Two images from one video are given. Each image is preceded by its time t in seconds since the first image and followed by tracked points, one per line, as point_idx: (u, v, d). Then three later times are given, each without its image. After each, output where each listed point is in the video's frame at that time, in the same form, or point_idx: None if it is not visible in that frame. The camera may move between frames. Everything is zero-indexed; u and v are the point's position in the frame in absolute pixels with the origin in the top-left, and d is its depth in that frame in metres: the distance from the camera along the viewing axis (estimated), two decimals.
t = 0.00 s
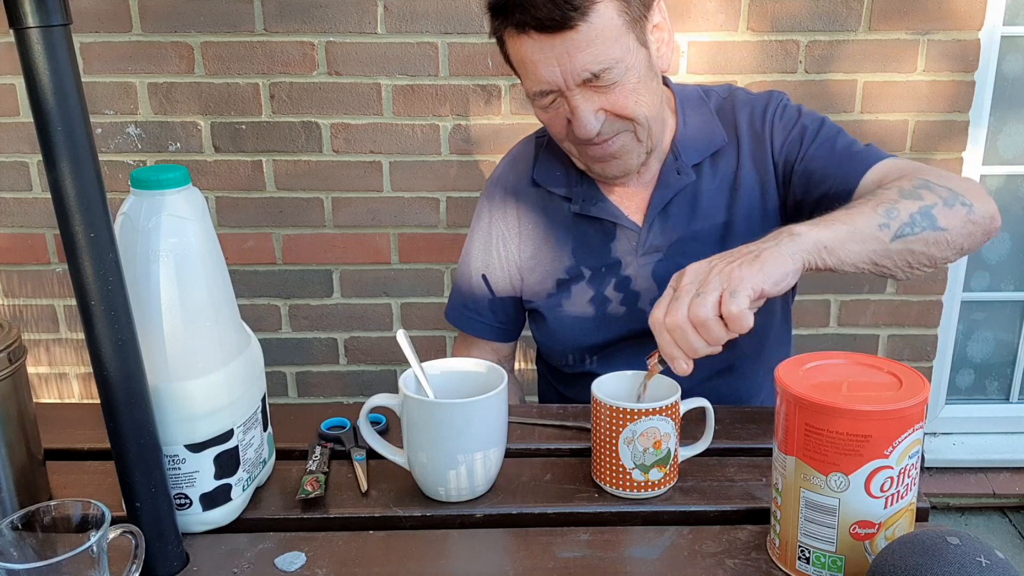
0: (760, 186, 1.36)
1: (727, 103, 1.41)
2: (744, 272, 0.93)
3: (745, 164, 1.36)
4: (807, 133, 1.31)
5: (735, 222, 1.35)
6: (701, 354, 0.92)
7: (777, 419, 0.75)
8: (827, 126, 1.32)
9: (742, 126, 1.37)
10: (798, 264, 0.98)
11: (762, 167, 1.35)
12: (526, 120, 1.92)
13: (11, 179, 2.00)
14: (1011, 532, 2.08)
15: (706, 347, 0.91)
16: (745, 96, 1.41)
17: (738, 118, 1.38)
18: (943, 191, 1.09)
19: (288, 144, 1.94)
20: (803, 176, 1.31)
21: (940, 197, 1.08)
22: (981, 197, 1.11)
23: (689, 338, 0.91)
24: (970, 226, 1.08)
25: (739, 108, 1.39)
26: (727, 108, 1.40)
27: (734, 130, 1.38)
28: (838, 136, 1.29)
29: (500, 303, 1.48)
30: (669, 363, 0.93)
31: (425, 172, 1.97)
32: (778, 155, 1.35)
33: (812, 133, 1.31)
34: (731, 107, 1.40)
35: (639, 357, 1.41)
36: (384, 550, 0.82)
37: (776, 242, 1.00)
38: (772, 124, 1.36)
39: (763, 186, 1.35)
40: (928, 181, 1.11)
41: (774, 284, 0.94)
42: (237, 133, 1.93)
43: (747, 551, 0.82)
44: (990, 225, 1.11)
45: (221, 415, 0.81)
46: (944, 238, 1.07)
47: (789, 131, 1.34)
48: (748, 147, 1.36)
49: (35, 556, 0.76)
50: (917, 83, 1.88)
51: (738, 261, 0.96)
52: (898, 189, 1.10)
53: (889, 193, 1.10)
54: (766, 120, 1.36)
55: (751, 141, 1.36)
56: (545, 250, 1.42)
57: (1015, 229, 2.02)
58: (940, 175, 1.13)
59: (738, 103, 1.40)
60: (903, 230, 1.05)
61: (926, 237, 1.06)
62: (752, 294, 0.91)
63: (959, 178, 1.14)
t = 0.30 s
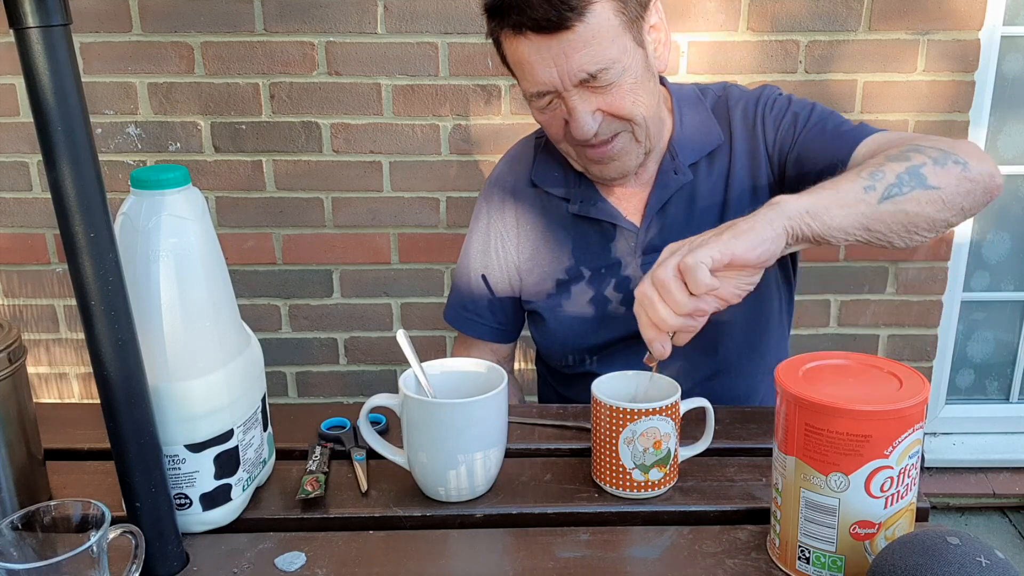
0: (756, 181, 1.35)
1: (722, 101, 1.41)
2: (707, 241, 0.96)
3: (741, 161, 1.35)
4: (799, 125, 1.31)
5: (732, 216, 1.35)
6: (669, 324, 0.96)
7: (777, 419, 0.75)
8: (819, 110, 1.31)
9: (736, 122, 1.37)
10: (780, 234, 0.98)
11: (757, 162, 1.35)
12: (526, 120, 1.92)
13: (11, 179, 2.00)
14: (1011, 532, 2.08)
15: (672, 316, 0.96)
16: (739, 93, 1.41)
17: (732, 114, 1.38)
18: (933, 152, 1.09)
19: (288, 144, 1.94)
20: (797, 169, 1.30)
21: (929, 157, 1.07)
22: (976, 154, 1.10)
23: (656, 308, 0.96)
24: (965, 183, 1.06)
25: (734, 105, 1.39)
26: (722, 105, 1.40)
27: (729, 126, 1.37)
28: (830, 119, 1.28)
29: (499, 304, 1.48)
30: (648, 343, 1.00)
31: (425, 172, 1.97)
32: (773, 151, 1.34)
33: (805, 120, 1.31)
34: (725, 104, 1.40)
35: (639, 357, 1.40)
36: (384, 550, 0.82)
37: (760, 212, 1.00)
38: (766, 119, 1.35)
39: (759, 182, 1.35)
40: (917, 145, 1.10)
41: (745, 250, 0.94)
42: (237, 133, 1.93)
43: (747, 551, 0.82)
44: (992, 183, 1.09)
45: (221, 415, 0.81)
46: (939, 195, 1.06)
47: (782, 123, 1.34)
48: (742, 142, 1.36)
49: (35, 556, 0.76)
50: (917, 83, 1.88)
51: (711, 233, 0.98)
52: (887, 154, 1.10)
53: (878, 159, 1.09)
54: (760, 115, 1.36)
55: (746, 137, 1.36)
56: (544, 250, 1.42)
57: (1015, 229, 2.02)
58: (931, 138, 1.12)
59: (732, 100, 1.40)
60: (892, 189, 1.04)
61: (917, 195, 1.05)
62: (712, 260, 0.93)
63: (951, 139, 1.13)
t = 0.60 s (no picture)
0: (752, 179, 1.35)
1: (719, 99, 1.41)
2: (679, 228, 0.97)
3: (738, 160, 1.36)
4: (795, 121, 1.30)
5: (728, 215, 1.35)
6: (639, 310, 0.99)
7: (777, 419, 0.75)
8: (815, 105, 1.31)
9: (733, 120, 1.37)
10: (762, 224, 0.97)
11: (753, 161, 1.35)
12: (525, 120, 1.92)
13: (11, 179, 2.00)
14: (1011, 532, 2.08)
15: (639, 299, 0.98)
16: (737, 92, 1.41)
17: (728, 112, 1.38)
18: (924, 140, 1.08)
19: (288, 144, 1.94)
20: (792, 167, 1.30)
21: (918, 144, 1.06)
22: (972, 142, 1.08)
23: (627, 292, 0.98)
24: (958, 169, 1.04)
25: (731, 103, 1.39)
26: (719, 104, 1.40)
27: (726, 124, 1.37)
28: (826, 113, 1.28)
29: (498, 304, 1.48)
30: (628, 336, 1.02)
31: (425, 172, 1.97)
32: (769, 148, 1.34)
33: (801, 114, 1.30)
34: (722, 103, 1.40)
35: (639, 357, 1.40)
36: (384, 550, 0.82)
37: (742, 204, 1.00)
38: (763, 117, 1.35)
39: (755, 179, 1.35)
40: (908, 134, 1.09)
41: (716, 238, 0.95)
42: (237, 133, 1.93)
43: (747, 551, 0.82)
44: (987, 169, 1.06)
45: (221, 415, 0.81)
46: (929, 182, 1.03)
47: (777, 120, 1.33)
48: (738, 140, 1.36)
49: (35, 556, 0.76)
50: (917, 83, 1.88)
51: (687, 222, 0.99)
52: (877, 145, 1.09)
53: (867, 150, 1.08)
54: (757, 113, 1.36)
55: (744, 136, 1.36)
56: (544, 250, 1.42)
57: (1014, 229, 2.02)
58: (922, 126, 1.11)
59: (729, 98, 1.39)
60: (879, 176, 1.03)
61: (905, 183, 1.03)
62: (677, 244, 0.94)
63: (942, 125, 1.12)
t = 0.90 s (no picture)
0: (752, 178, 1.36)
1: (719, 99, 1.41)
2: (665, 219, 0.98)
3: (738, 160, 1.36)
4: (794, 120, 1.30)
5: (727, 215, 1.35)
6: (627, 295, 0.98)
7: (777, 419, 0.75)
8: (815, 105, 1.31)
9: (733, 120, 1.37)
10: (749, 213, 0.99)
11: (753, 161, 1.35)
12: (525, 120, 1.92)
13: (11, 179, 2.00)
14: (1011, 532, 2.08)
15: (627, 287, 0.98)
16: (737, 91, 1.41)
17: (728, 111, 1.38)
18: (921, 138, 1.07)
19: (288, 144, 1.94)
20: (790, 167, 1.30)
21: (914, 143, 1.06)
22: (972, 142, 1.07)
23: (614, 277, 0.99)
24: (953, 169, 1.04)
25: (731, 103, 1.38)
26: (719, 103, 1.40)
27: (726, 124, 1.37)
28: (825, 115, 1.28)
29: (498, 304, 1.48)
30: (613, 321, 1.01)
31: (425, 172, 1.97)
32: (768, 148, 1.34)
33: (801, 114, 1.30)
34: (722, 102, 1.40)
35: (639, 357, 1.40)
36: (384, 550, 0.82)
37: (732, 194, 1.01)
38: (763, 117, 1.35)
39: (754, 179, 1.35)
40: (905, 133, 1.09)
41: (703, 226, 0.97)
42: (237, 133, 1.93)
43: (747, 551, 0.82)
44: (983, 170, 1.06)
45: (221, 415, 0.81)
46: (923, 180, 1.03)
47: (776, 120, 1.33)
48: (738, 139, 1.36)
49: (36, 556, 0.76)
50: (917, 83, 1.88)
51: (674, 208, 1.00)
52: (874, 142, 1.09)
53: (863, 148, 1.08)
54: (757, 113, 1.35)
55: (744, 135, 1.36)
56: (544, 250, 1.42)
57: (1015, 229, 2.02)
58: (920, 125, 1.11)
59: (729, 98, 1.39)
60: (869, 172, 1.03)
61: (899, 180, 1.03)
62: (665, 233, 0.96)
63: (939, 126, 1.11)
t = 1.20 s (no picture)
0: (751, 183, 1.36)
1: (719, 100, 1.41)
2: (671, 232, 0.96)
3: (739, 163, 1.36)
4: (796, 126, 1.30)
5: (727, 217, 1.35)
6: (629, 309, 0.98)
7: (777, 419, 0.75)
8: (818, 110, 1.31)
9: (733, 122, 1.37)
10: (756, 230, 0.98)
11: (754, 164, 1.35)
12: (525, 120, 1.92)
13: (11, 179, 2.00)
14: (1011, 532, 2.08)
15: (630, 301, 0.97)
16: (738, 93, 1.41)
17: (729, 114, 1.38)
18: (923, 160, 1.07)
19: (288, 144, 1.94)
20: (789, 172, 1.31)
21: (917, 164, 1.05)
22: (977, 172, 1.06)
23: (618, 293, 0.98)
24: (954, 194, 1.04)
25: (732, 105, 1.39)
26: (720, 105, 1.40)
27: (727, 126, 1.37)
28: (827, 121, 1.28)
29: (498, 304, 1.48)
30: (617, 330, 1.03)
31: (425, 172, 1.97)
32: (769, 152, 1.34)
33: (803, 119, 1.30)
34: (723, 104, 1.40)
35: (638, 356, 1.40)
36: (384, 550, 0.82)
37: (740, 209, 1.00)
38: (763, 119, 1.35)
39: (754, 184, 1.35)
40: (907, 154, 1.08)
41: (712, 242, 0.95)
42: (237, 133, 1.93)
43: (747, 551, 0.82)
44: (981, 195, 1.06)
45: (221, 415, 0.81)
46: (922, 204, 1.03)
47: (777, 126, 1.33)
48: (738, 144, 1.36)
49: (36, 556, 0.76)
50: (917, 83, 1.88)
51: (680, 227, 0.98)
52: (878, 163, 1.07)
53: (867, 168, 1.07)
54: (758, 116, 1.35)
55: (744, 139, 1.36)
56: (543, 250, 1.42)
57: (1015, 229, 2.02)
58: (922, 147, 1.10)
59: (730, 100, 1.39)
60: (868, 196, 1.03)
61: (902, 204, 1.03)
62: (675, 250, 0.94)
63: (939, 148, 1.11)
